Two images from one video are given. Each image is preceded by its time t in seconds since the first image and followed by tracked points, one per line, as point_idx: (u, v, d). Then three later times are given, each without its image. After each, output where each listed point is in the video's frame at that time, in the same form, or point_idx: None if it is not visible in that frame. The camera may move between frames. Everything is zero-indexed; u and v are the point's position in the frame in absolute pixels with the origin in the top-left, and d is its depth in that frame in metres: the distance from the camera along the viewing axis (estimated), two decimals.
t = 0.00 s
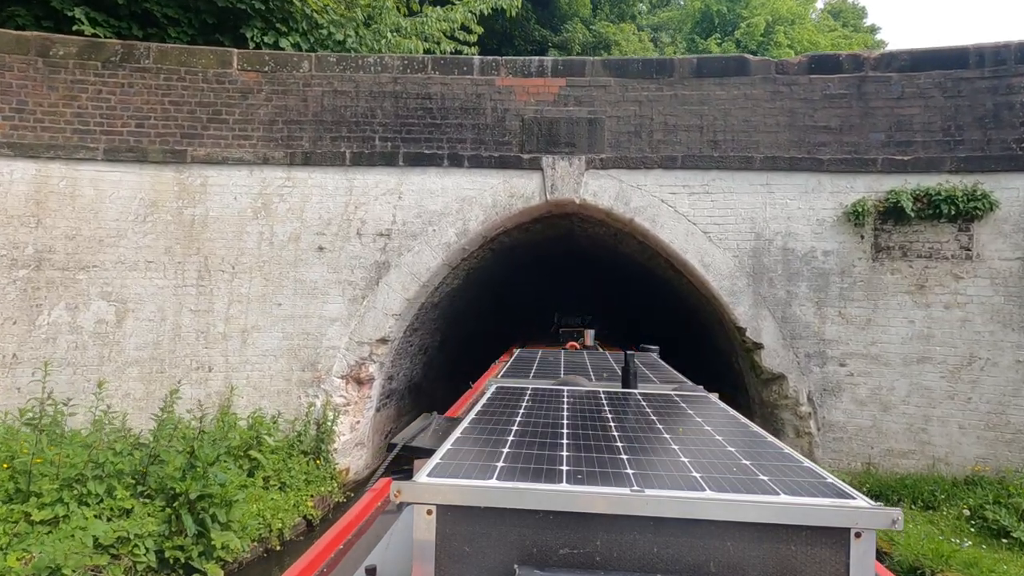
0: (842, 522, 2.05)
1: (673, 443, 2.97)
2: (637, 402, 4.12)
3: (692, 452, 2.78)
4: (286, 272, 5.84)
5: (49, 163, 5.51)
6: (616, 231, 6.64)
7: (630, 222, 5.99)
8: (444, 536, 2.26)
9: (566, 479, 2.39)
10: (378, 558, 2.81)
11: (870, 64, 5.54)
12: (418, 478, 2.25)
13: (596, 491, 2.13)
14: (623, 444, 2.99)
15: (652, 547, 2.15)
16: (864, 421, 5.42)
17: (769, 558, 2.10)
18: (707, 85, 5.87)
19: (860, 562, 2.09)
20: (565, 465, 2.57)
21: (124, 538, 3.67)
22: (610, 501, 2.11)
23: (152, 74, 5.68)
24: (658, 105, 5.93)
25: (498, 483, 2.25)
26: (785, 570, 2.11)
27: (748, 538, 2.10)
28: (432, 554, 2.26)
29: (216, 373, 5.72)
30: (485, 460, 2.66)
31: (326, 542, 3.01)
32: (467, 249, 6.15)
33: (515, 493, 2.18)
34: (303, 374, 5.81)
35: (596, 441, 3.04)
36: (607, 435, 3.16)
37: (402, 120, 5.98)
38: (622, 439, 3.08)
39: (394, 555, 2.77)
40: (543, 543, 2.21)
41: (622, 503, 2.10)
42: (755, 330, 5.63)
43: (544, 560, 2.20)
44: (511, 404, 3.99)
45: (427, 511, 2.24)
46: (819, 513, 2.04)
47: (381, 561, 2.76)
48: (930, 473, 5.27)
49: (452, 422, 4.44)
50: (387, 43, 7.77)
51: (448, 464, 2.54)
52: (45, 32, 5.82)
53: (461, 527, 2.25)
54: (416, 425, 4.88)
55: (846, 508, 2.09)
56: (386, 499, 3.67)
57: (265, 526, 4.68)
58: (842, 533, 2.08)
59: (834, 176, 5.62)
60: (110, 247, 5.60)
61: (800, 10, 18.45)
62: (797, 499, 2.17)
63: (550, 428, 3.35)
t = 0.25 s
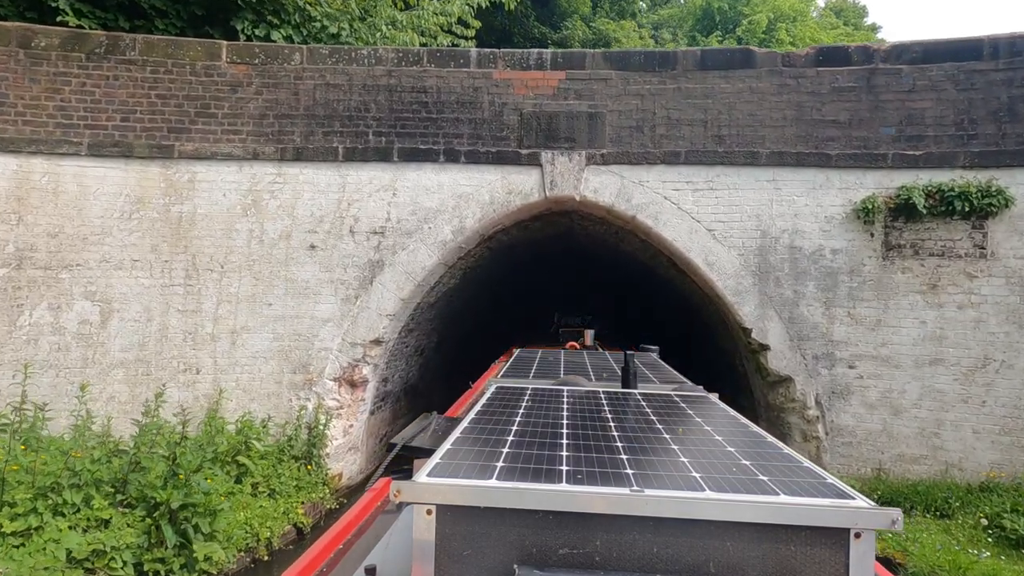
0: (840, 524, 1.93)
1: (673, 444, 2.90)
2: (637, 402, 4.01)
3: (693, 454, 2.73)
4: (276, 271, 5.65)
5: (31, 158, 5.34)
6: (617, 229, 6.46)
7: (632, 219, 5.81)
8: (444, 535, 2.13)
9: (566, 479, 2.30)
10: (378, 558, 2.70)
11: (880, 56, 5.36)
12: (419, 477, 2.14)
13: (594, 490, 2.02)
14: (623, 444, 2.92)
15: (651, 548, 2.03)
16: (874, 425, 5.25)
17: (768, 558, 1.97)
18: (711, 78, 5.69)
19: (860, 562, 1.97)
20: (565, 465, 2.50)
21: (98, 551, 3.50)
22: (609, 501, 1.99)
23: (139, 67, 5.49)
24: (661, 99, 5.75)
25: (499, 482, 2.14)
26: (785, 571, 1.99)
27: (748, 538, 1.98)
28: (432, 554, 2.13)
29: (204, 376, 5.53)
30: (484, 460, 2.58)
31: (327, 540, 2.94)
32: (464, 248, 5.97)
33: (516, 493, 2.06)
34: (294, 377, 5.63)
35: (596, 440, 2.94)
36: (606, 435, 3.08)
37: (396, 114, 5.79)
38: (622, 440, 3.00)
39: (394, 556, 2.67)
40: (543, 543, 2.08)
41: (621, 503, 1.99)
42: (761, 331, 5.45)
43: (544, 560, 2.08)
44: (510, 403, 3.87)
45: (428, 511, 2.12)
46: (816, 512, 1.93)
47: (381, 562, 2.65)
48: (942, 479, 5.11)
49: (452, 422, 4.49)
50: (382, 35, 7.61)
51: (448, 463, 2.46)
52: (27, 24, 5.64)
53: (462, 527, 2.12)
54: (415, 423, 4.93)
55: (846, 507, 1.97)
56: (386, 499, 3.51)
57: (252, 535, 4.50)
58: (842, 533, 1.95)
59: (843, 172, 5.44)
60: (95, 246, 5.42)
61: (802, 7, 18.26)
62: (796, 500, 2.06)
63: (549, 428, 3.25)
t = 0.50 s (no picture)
0: (839, 523, 1.96)
1: (673, 444, 2.96)
2: (638, 402, 4.05)
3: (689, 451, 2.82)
4: (266, 270, 5.47)
5: (12, 153, 5.17)
6: (618, 226, 6.28)
7: (634, 217, 5.63)
8: (444, 535, 2.18)
9: (566, 479, 2.33)
10: (379, 558, 2.83)
11: (891, 48, 5.19)
12: (418, 477, 2.17)
13: (593, 490, 2.05)
14: (623, 444, 2.96)
15: (651, 548, 2.07)
16: (885, 430, 5.07)
17: (768, 558, 2.01)
18: (715, 71, 5.51)
19: (860, 562, 2.01)
20: (565, 465, 2.53)
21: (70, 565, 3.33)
22: (609, 502, 2.03)
23: (124, 59, 5.31)
24: (664, 92, 5.57)
25: (498, 482, 2.17)
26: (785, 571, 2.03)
27: (748, 538, 2.02)
28: (431, 554, 2.18)
29: (192, 378, 5.34)
30: (485, 460, 2.62)
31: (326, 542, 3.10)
32: (461, 246, 5.79)
33: (515, 493, 2.10)
34: (284, 379, 5.45)
35: (596, 441, 2.98)
36: (607, 435, 3.12)
37: (390, 108, 5.61)
38: (622, 440, 3.04)
39: (395, 556, 2.81)
40: (543, 543, 2.12)
41: (621, 502, 2.03)
42: (768, 332, 5.28)
43: (544, 560, 2.12)
44: (510, 403, 3.90)
45: (428, 511, 2.17)
46: (813, 511, 1.97)
47: (381, 562, 2.77)
48: (956, 485, 4.93)
49: (451, 422, 4.70)
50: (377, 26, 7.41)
51: (450, 463, 2.50)
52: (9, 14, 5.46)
53: (463, 527, 2.17)
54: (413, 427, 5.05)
55: (847, 508, 2.00)
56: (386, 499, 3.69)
57: (239, 545, 4.30)
58: (842, 534, 1.99)
59: (853, 167, 5.26)
60: (78, 244, 5.24)
61: (805, 4, 18.05)
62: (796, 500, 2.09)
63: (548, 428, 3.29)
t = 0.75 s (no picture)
0: (837, 523, 1.95)
1: (672, 445, 2.99)
2: (637, 402, 4.10)
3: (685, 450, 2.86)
4: (256, 268, 5.28)
5: None
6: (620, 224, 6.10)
7: (635, 214, 5.45)
8: (444, 535, 2.17)
9: (566, 479, 2.34)
10: (378, 557, 2.91)
11: (902, 39, 5.01)
12: (418, 477, 2.17)
13: (592, 490, 2.05)
14: (623, 444, 2.98)
15: (651, 548, 2.07)
16: (896, 434, 4.90)
17: (768, 558, 2.02)
18: (720, 63, 5.32)
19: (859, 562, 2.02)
20: (565, 465, 2.54)
21: None
22: (609, 502, 2.03)
23: (108, 51, 5.12)
24: (667, 85, 5.38)
25: (497, 483, 2.17)
26: (785, 571, 2.04)
27: (748, 538, 2.02)
28: (431, 554, 2.17)
29: (178, 381, 5.16)
30: (485, 460, 2.61)
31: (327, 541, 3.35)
32: (457, 244, 5.62)
33: (514, 493, 2.10)
34: (274, 382, 5.26)
35: (597, 441, 2.98)
36: (606, 435, 3.13)
37: (384, 102, 5.42)
38: (622, 440, 3.06)
39: (395, 556, 2.87)
40: (543, 543, 2.12)
41: (621, 503, 2.02)
42: (775, 333, 5.10)
43: (543, 560, 2.12)
44: (510, 403, 3.92)
45: (427, 511, 2.16)
46: (812, 510, 1.97)
47: (381, 562, 2.84)
48: (971, 492, 4.76)
49: (451, 422, 4.75)
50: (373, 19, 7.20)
51: (450, 463, 2.51)
52: None
53: (463, 527, 2.17)
54: (411, 428, 4.98)
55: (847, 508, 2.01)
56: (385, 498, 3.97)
57: (224, 556, 4.11)
58: (841, 534, 1.99)
59: (863, 162, 5.08)
60: (60, 242, 5.05)
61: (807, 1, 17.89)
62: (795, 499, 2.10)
63: (548, 428, 3.29)
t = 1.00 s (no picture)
0: (835, 522, 1.99)
1: (671, 445, 3.01)
2: (636, 403, 4.13)
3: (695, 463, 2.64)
4: (244, 267, 5.09)
5: None
6: (621, 221, 5.91)
7: (637, 211, 5.27)
8: (444, 535, 2.21)
9: (566, 479, 2.37)
10: (377, 558, 2.93)
11: (915, 29, 4.84)
12: (418, 477, 2.21)
13: (593, 491, 2.09)
14: (622, 444, 3.01)
15: (651, 548, 2.11)
16: (909, 440, 4.72)
17: (768, 558, 2.06)
18: (725, 55, 5.14)
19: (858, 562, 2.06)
20: (565, 465, 2.58)
21: None
22: (609, 502, 2.07)
23: (90, 41, 4.94)
24: (671, 77, 5.20)
25: (498, 483, 2.21)
26: (785, 571, 2.07)
27: (747, 538, 2.06)
28: (431, 553, 2.21)
29: (163, 384, 4.97)
30: (485, 460, 2.66)
31: (326, 541, 3.25)
32: (453, 242, 5.44)
33: (514, 493, 2.14)
34: (263, 386, 5.08)
35: (596, 442, 3.01)
36: (606, 435, 3.17)
37: (377, 94, 5.24)
38: (621, 440, 3.09)
39: (394, 555, 2.92)
40: (543, 543, 2.16)
41: (622, 503, 2.06)
42: (782, 334, 4.93)
43: (543, 560, 2.16)
44: (511, 404, 3.96)
45: (427, 511, 2.20)
46: (808, 510, 2.01)
47: (381, 562, 2.87)
48: (987, 500, 4.59)
49: (451, 422, 4.65)
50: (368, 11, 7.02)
51: (452, 463, 2.55)
52: None
53: (462, 527, 2.20)
54: (411, 429, 4.80)
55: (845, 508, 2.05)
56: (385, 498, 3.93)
57: (207, 568, 3.94)
58: (841, 534, 2.04)
59: (874, 157, 4.90)
60: (40, 239, 4.87)
61: None
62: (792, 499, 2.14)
63: (548, 429, 3.31)
